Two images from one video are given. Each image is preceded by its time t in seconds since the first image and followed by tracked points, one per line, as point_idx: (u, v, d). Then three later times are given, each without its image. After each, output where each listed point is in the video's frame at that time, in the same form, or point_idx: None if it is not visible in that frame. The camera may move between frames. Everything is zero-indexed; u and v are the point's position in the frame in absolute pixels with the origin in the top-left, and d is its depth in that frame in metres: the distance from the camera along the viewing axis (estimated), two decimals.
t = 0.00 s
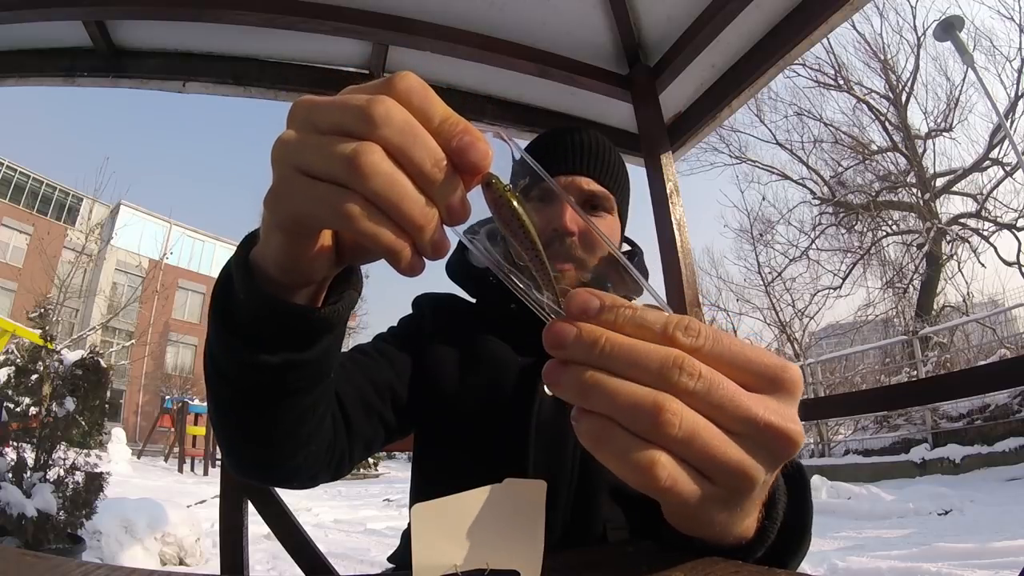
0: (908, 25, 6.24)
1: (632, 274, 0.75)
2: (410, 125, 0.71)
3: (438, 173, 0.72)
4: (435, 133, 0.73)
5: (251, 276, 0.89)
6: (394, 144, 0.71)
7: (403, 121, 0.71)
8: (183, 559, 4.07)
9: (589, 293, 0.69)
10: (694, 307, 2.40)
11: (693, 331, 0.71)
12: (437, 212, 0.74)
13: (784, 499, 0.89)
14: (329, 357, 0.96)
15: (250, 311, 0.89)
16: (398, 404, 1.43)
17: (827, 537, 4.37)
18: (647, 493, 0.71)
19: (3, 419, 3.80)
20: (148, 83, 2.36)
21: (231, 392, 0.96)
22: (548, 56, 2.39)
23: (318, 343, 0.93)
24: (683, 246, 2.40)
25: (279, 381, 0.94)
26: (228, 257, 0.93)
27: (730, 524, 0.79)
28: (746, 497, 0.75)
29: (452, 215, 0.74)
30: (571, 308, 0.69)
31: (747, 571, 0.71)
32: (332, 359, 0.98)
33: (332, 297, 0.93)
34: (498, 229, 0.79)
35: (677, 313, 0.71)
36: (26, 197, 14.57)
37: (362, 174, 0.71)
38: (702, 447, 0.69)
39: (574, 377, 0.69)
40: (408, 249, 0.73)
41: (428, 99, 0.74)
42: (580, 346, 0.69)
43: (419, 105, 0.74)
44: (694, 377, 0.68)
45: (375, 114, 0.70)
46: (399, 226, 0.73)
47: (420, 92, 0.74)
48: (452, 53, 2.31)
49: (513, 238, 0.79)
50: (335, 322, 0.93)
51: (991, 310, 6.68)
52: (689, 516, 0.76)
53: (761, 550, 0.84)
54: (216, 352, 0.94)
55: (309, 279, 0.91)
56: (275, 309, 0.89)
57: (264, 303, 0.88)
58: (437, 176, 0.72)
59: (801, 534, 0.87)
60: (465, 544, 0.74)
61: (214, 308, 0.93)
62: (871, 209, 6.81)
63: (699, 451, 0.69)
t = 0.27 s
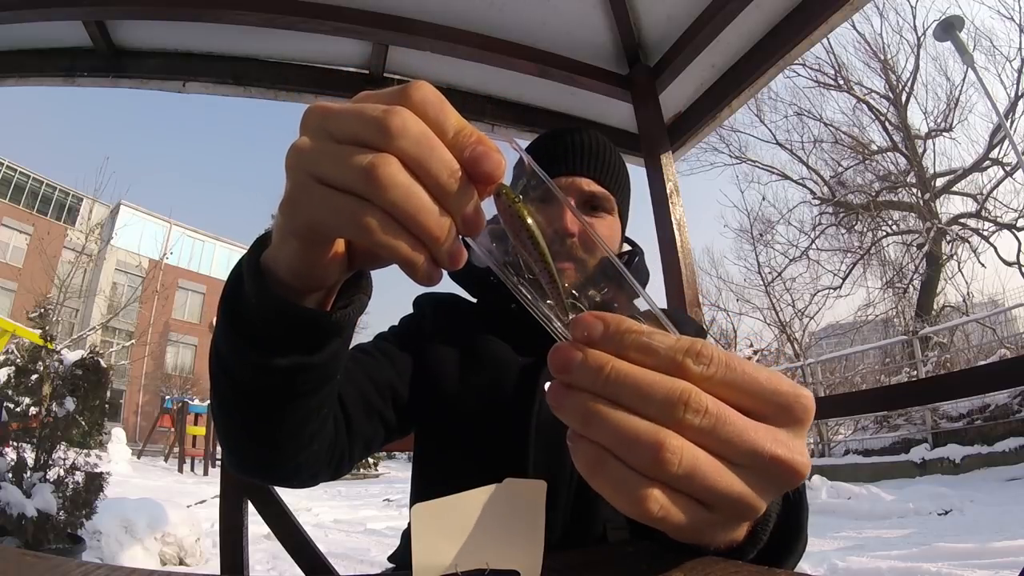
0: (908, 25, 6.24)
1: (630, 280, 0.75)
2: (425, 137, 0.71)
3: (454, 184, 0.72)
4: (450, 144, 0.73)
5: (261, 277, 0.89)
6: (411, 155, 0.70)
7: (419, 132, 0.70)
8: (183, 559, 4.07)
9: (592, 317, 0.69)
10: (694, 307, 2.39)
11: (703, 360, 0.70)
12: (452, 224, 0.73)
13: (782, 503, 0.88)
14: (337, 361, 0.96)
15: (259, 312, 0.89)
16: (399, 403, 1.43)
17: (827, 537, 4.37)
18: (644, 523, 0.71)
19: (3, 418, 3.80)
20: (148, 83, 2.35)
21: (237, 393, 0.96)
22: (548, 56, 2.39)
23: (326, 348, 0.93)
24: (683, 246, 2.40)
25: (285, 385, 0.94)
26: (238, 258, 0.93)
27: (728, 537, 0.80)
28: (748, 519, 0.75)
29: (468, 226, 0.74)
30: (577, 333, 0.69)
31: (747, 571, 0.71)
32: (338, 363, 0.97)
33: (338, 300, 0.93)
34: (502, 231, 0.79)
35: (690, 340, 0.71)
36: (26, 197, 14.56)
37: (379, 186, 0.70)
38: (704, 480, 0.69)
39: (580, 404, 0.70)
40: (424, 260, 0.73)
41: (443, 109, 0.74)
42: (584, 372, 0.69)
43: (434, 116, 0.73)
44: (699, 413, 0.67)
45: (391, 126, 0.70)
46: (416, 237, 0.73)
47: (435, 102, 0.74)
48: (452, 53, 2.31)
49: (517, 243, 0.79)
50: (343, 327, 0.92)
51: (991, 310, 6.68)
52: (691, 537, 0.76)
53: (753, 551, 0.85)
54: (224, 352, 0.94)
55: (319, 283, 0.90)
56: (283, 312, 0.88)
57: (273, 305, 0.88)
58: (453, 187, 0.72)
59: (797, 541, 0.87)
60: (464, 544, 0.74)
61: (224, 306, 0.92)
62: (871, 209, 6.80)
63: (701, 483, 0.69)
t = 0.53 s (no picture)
0: (908, 25, 6.25)
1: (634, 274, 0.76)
2: (418, 141, 0.70)
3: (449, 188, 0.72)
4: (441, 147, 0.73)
5: (253, 279, 0.88)
6: (404, 160, 0.70)
7: (411, 136, 0.70)
8: (183, 559, 4.07)
9: (593, 307, 0.71)
10: (694, 307, 2.39)
11: (705, 346, 0.70)
12: (450, 226, 0.73)
13: (783, 499, 0.88)
14: (332, 361, 0.96)
15: (252, 314, 0.88)
16: (399, 403, 1.43)
17: (827, 537, 4.37)
18: (641, 499, 0.73)
19: (3, 418, 3.80)
20: (148, 83, 2.35)
21: (233, 395, 0.96)
22: (548, 56, 2.39)
23: (320, 348, 0.93)
24: (683, 246, 2.40)
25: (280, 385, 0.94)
26: (229, 260, 0.93)
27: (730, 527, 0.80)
28: (749, 506, 0.75)
29: (466, 227, 0.74)
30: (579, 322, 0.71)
31: (748, 571, 0.71)
32: (334, 362, 0.97)
33: (337, 300, 0.93)
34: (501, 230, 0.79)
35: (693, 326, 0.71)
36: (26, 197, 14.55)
37: (373, 192, 0.70)
38: (703, 463, 0.69)
39: (584, 387, 0.71)
40: (422, 264, 0.73)
41: (433, 111, 0.73)
42: (586, 357, 0.70)
43: (424, 119, 0.73)
44: (700, 397, 0.67)
45: (383, 132, 0.69)
46: (413, 241, 0.72)
47: (424, 104, 0.73)
48: (452, 53, 2.31)
49: (517, 242, 0.79)
50: (338, 327, 0.92)
51: (991, 310, 6.68)
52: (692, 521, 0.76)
53: (761, 548, 0.84)
54: (218, 355, 0.94)
55: (315, 284, 0.90)
56: (277, 314, 0.88)
57: (267, 307, 0.87)
58: (448, 190, 0.71)
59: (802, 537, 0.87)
60: (465, 544, 0.74)
61: (216, 309, 0.92)
62: (871, 209, 6.80)
63: (701, 466, 0.69)
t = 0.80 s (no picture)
0: (908, 25, 6.24)
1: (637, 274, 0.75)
2: (419, 131, 0.71)
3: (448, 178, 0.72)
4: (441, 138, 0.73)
5: (259, 274, 0.89)
6: (403, 150, 0.70)
7: (412, 126, 0.71)
8: (183, 559, 4.07)
9: (594, 289, 0.69)
10: (694, 307, 2.39)
11: (697, 339, 0.70)
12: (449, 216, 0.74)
13: (776, 494, 0.87)
14: (335, 358, 0.96)
15: (256, 311, 0.89)
16: (400, 402, 1.43)
17: (827, 537, 4.37)
18: (625, 481, 0.75)
19: (3, 419, 3.80)
20: (148, 83, 2.35)
21: (236, 392, 0.96)
22: (548, 56, 2.39)
23: (325, 344, 0.93)
24: (683, 246, 2.40)
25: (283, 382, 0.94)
26: (235, 256, 0.93)
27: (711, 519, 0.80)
28: (734, 498, 0.75)
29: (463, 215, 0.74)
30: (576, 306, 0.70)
31: (749, 571, 0.71)
32: (337, 359, 0.98)
33: (340, 298, 0.93)
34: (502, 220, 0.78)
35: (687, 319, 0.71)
36: (26, 197, 14.54)
37: (373, 181, 0.70)
38: (687, 454, 0.70)
39: (577, 373, 0.72)
40: (421, 252, 0.73)
41: (433, 102, 0.74)
42: (583, 343, 0.70)
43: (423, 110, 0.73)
44: (689, 389, 0.67)
45: (383, 122, 0.70)
46: (411, 229, 0.73)
47: (425, 95, 0.74)
48: (452, 53, 2.31)
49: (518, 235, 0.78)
50: (342, 323, 0.93)
51: (991, 310, 6.68)
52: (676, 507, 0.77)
53: (748, 544, 0.83)
54: (221, 351, 0.94)
55: (318, 280, 0.91)
56: (282, 309, 0.88)
57: (272, 303, 0.88)
58: (447, 179, 0.72)
59: (791, 536, 0.86)
60: (465, 544, 0.73)
61: (220, 305, 0.92)
62: (871, 209, 6.81)
63: (686, 457, 0.70)
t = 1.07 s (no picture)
0: (908, 25, 6.25)
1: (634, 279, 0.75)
2: (430, 155, 0.70)
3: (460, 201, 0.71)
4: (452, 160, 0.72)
5: (266, 277, 0.88)
6: (416, 176, 0.69)
7: (424, 151, 0.70)
8: (183, 559, 4.07)
9: (603, 308, 0.69)
10: (694, 307, 2.39)
11: (704, 360, 0.70)
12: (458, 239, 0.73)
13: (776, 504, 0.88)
14: (340, 360, 0.96)
15: (263, 313, 0.88)
16: (400, 402, 1.43)
17: (827, 537, 4.37)
18: (628, 497, 0.74)
19: (3, 419, 3.80)
20: (148, 83, 2.35)
21: (239, 393, 0.96)
22: (548, 56, 2.39)
23: (329, 347, 0.93)
24: (683, 246, 2.40)
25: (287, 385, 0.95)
26: (242, 257, 0.93)
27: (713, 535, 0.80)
28: (738, 515, 0.75)
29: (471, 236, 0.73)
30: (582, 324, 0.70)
31: (749, 571, 0.71)
32: (341, 362, 0.98)
33: (345, 301, 0.93)
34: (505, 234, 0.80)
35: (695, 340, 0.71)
36: (26, 196, 14.53)
37: (387, 207, 0.70)
38: (694, 474, 0.69)
39: (584, 392, 0.72)
40: (430, 276, 0.73)
41: (445, 123, 0.73)
42: (590, 363, 0.70)
43: (436, 131, 0.72)
44: (697, 413, 0.67)
45: (396, 147, 0.68)
46: (422, 254, 0.72)
47: (437, 116, 0.72)
48: (452, 53, 2.31)
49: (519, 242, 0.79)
50: (347, 327, 0.92)
51: (991, 310, 6.68)
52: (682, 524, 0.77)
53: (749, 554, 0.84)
54: (225, 351, 0.94)
55: (323, 285, 0.90)
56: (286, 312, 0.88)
57: (276, 305, 0.87)
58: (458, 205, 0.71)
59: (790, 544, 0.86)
60: (466, 544, 0.73)
61: (226, 305, 0.92)
62: (871, 209, 6.81)
63: (692, 478, 0.69)
